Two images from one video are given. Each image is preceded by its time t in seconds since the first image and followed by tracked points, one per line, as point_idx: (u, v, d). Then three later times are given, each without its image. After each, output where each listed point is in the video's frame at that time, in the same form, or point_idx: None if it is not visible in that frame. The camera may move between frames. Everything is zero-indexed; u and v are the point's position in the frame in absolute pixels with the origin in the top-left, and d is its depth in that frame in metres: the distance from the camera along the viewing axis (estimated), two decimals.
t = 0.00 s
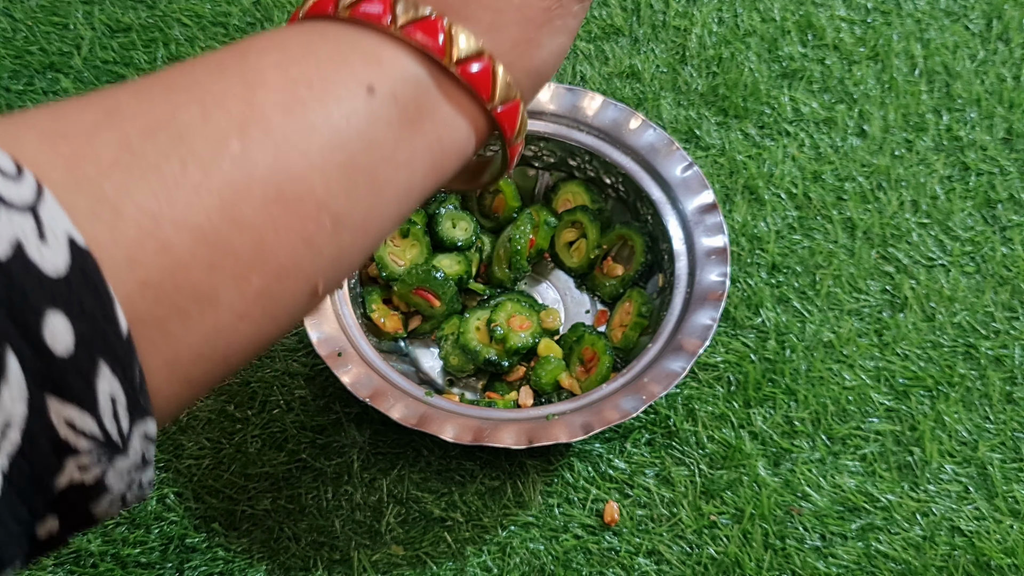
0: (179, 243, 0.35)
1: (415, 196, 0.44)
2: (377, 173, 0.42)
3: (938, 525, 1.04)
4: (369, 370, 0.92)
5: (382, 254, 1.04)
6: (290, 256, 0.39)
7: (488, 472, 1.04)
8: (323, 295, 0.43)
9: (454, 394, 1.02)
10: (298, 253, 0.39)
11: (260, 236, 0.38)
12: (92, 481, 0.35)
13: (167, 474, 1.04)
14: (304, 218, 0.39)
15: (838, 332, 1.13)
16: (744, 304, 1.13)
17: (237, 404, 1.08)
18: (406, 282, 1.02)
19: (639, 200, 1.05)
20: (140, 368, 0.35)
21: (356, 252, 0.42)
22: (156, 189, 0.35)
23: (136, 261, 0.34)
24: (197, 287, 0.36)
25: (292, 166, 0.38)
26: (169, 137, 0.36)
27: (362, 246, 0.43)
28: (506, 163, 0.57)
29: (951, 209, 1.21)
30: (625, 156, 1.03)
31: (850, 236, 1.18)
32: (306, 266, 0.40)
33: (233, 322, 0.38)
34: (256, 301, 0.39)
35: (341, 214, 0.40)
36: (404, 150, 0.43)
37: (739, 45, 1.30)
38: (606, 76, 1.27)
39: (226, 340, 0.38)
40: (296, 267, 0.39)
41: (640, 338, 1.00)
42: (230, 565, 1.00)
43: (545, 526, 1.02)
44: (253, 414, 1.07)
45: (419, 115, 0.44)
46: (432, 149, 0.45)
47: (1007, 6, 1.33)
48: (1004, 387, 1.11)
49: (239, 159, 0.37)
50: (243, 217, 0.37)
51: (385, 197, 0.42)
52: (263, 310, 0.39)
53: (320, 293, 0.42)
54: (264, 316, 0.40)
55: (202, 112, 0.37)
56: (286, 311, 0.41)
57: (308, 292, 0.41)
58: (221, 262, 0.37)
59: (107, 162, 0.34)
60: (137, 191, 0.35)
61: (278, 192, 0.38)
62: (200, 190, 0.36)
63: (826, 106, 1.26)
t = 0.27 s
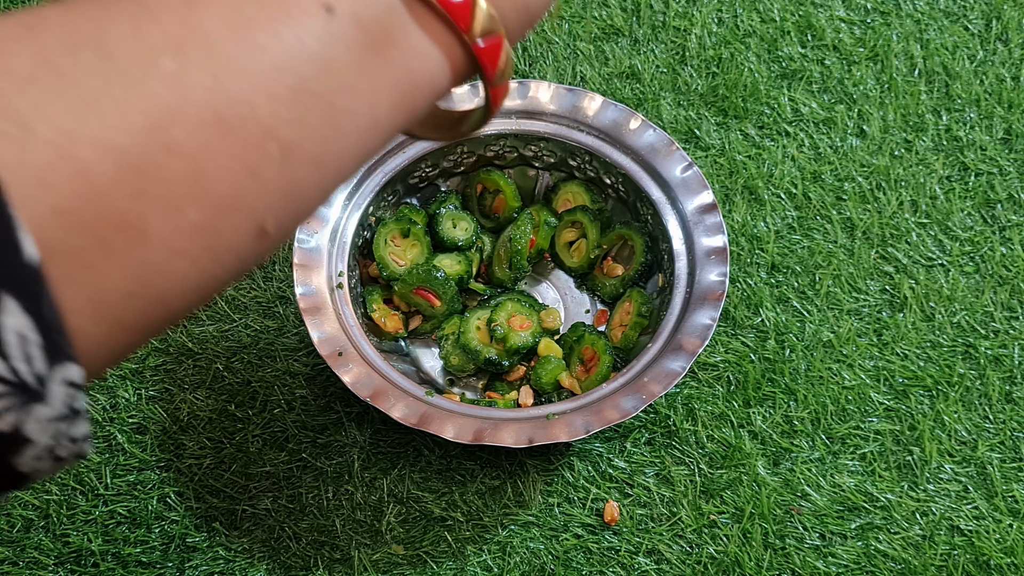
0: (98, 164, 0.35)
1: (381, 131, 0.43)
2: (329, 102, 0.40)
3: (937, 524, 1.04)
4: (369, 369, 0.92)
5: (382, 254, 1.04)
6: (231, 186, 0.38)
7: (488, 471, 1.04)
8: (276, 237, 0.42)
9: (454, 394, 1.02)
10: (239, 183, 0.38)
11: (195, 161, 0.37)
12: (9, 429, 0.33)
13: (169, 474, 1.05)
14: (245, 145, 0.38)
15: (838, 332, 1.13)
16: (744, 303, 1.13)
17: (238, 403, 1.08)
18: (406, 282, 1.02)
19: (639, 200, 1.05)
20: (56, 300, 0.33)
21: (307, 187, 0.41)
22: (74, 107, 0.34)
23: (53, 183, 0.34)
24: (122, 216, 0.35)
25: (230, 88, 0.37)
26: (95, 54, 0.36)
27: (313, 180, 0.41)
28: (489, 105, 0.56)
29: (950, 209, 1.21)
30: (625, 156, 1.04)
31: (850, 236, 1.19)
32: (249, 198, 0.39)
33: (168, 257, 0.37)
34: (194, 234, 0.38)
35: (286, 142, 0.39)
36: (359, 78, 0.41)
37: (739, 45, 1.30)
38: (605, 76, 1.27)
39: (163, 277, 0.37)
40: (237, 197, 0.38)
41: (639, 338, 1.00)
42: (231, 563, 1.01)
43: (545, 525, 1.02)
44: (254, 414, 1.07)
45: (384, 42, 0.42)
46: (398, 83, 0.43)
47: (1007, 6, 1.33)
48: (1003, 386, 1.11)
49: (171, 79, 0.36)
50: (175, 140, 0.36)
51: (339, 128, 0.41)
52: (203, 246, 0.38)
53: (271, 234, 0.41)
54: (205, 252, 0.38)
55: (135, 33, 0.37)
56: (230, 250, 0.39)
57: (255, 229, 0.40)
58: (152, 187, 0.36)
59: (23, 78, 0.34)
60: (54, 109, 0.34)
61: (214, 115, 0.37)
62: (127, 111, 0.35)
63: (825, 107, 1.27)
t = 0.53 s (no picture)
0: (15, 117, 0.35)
1: (336, 91, 0.43)
2: (271, 63, 0.40)
3: (937, 524, 1.04)
4: (369, 369, 0.92)
5: (382, 254, 1.04)
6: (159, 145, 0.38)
7: (488, 471, 1.04)
8: (217, 202, 0.43)
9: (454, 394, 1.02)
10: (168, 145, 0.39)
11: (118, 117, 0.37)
12: None
13: (169, 474, 1.05)
14: (176, 104, 0.38)
15: (838, 332, 1.13)
16: (744, 303, 1.13)
17: (237, 403, 1.08)
18: (406, 282, 1.02)
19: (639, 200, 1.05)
20: None
21: (245, 151, 0.42)
22: None
23: None
24: (42, 173, 0.36)
25: (161, 41, 0.37)
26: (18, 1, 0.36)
27: (252, 145, 0.42)
28: (459, 94, 0.52)
29: (950, 209, 1.21)
30: (625, 156, 1.04)
31: (850, 236, 1.19)
32: (182, 159, 0.40)
33: (92, 218, 0.38)
34: (119, 194, 0.39)
35: (219, 103, 0.39)
36: (305, 37, 0.40)
37: (739, 45, 1.30)
38: (605, 76, 1.27)
39: (88, 234, 0.39)
40: (164, 159, 0.39)
41: (640, 338, 1.00)
42: (231, 564, 1.01)
43: (546, 525, 1.02)
44: (254, 413, 1.07)
45: None
46: (354, 39, 0.42)
47: (1007, 6, 1.33)
48: (1004, 386, 1.11)
49: (95, 26, 0.36)
50: (97, 95, 0.36)
51: (280, 91, 0.41)
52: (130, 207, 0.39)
53: (210, 198, 0.42)
54: (132, 212, 0.40)
55: None
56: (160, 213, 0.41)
57: (188, 192, 0.41)
58: (72, 144, 0.36)
59: None
60: None
61: (141, 68, 0.37)
62: (46, 63, 0.35)
63: (825, 106, 1.27)
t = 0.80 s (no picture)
0: None
1: (298, 66, 0.44)
2: (226, 30, 0.40)
3: (937, 524, 1.04)
4: (369, 370, 0.92)
5: (382, 254, 1.04)
6: (107, 114, 0.37)
7: (488, 471, 1.04)
8: (165, 175, 0.42)
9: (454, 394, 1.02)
10: (118, 113, 0.37)
11: (62, 82, 0.35)
12: None
13: (169, 474, 1.05)
14: (127, 72, 0.37)
15: (838, 332, 1.13)
16: (744, 303, 1.13)
17: (237, 403, 1.08)
18: (406, 282, 1.02)
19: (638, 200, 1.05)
20: None
21: (199, 121, 0.41)
22: None
23: None
24: None
25: (110, 4, 0.36)
26: None
27: (206, 113, 0.41)
28: (436, 84, 0.57)
29: (950, 209, 1.21)
30: (625, 156, 1.04)
31: (850, 236, 1.19)
32: (131, 131, 0.38)
33: (32, 189, 0.37)
34: (63, 165, 0.37)
35: (173, 69, 0.38)
36: (262, 5, 0.41)
37: (739, 45, 1.30)
38: (605, 76, 1.27)
39: (28, 205, 0.37)
40: (115, 128, 0.37)
41: (640, 338, 1.00)
42: (231, 564, 1.01)
43: (546, 525, 1.02)
44: (254, 414, 1.07)
45: None
46: (317, 17, 0.43)
47: (1007, 6, 1.33)
48: (1004, 386, 1.11)
49: None
50: (41, 60, 0.35)
51: (239, 58, 0.41)
52: (74, 178, 0.38)
53: (158, 172, 0.41)
54: (77, 184, 0.38)
55: None
56: (107, 184, 0.39)
57: (137, 163, 0.40)
58: (13, 110, 0.34)
59: None
60: None
61: (88, 31, 0.35)
62: None
63: (825, 107, 1.27)
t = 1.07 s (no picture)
0: None
1: (278, 27, 0.46)
2: None
3: (937, 524, 1.04)
4: (369, 370, 0.92)
5: (382, 254, 1.04)
6: (74, 67, 0.38)
7: (488, 471, 1.04)
8: (135, 134, 0.43)
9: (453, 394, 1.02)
10: (86, 67, 0.38)
11: (26, 35, 0.36)
12: None
13: (169, 474, 1.05)
14: (98, 29, 0.38)
15: (838, 332, 1.13)
16: (744, 303, 1.13)
17: (238, 403, 1.08)
18: (406, 282, 1.02)
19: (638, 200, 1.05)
20: None
21: (172, 80, 0.42)
22: None
23: None
24: None
25: None
26: None
27: (177, 72, 0.42)
28: (427, 51, 0.56)
29: (950, 209, 1.21)
30: (625, 156, 1.04)
31: (850, 236, 1.19)
32: (100, 87, 0.40)
33: None
34: (32, 120, 0.38)
35: (142, 25, 0.40)
36: None
37: (739, 45, 1.30)
38: (605, 76, 1.27)
39: None
40: (82, 82, 0.39)
41: (640, 338, 1.01)
42: (231, 564, 1.01)
43: (546, 525, 1.02)
44: (254, 414, 1.07)
45: None
46: None
47: (1007, 6, 1.33)
48: (1004, 386, 1.11)
49: None
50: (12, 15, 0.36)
51: (213, 20, 0.42)
52: (42, 132, 0.39)
53: (129, 130, 0.43)
54: (45, 138, 0.39)
55: None
56: (77, 141, 0.41)
57: (107, 120, 0.41)
58: None
59: None
60: None
61: None
62: None
63: (825, 107, 1.27)
